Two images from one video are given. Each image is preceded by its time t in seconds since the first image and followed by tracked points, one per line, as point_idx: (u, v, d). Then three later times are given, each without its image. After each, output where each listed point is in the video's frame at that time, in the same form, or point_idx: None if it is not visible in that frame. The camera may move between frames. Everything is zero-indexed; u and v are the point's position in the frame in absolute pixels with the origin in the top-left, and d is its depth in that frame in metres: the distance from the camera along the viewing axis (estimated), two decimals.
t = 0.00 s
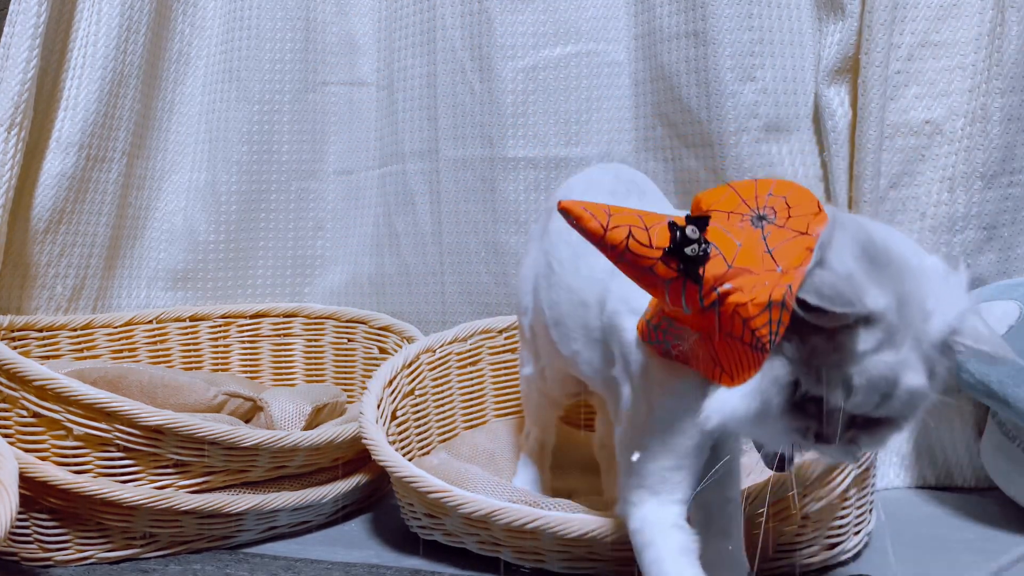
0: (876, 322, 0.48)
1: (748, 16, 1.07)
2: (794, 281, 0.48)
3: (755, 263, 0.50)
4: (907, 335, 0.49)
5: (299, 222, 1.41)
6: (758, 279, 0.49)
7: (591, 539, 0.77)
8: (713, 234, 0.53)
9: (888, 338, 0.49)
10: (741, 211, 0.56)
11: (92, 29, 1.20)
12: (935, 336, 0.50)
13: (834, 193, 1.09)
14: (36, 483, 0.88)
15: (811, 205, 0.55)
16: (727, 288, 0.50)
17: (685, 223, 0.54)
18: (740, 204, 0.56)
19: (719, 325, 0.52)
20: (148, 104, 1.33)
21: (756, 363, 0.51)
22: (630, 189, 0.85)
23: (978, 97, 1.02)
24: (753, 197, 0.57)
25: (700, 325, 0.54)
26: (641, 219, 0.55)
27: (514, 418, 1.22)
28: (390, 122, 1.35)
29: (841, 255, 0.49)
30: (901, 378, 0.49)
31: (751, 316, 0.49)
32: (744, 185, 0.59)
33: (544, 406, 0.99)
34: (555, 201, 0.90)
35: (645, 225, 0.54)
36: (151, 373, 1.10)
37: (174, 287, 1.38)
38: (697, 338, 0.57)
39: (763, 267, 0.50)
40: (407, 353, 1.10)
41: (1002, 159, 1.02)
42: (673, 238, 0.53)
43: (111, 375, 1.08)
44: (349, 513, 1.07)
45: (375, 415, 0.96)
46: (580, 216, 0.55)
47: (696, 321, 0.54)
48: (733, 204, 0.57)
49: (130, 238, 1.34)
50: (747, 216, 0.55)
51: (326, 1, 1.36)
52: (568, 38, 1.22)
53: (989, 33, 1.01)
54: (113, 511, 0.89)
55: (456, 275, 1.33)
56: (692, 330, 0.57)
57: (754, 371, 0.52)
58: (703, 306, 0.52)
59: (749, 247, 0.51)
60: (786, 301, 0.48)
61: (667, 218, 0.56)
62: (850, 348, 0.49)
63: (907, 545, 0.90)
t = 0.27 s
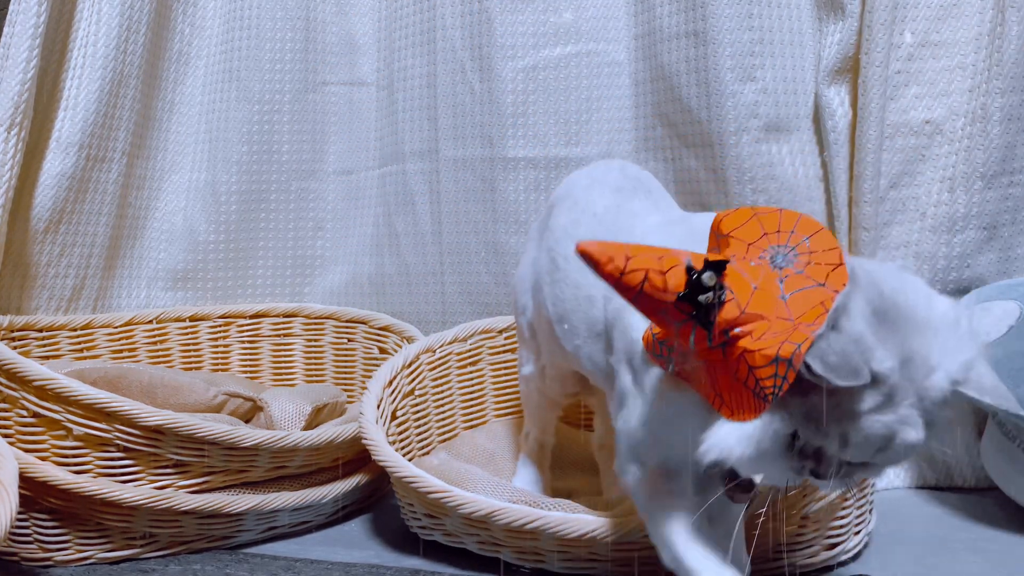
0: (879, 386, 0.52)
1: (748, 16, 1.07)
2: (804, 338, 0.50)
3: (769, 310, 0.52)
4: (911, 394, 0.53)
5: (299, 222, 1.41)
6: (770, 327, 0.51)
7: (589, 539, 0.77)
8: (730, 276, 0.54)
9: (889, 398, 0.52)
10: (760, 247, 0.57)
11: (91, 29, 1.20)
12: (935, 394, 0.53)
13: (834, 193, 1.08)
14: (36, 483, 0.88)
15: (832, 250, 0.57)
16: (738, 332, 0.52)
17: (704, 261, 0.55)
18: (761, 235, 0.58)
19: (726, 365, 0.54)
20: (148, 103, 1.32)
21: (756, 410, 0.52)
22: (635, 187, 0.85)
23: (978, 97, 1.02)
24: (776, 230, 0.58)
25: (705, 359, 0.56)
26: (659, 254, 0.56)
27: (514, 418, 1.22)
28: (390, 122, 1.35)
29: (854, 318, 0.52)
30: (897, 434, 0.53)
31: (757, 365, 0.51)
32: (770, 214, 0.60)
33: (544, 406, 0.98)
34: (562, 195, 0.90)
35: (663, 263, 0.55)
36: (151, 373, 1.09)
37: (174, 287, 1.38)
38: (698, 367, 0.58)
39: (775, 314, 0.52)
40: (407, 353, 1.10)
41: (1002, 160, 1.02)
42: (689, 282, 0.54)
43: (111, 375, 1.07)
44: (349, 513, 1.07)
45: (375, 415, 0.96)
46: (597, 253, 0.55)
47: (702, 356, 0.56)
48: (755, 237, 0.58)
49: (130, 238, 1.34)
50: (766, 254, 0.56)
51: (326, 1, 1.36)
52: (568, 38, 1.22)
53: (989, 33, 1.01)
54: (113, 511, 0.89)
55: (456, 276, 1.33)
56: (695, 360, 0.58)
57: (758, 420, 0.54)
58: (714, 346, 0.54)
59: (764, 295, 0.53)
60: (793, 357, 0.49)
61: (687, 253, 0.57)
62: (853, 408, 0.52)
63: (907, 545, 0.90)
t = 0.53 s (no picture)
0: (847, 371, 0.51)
1: (748, 16, 1.07)
2: (770, 334, 0.50)
3: (741, 308, 0.53)
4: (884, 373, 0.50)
5: (299, 222, 1.41)
6: (741, 324, 0.52)
7: (589, 539, 0.77)
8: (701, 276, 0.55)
9: (868, 392, 0.51)
10: (740, 248, 0.60)
11: (91, 29, 1.20)
12: (917, 389, 0.52)
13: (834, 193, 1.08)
14: (36, 483, 0.88)
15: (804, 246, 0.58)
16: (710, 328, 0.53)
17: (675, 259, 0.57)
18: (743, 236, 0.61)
19: (701, 361, 0.54)
20: (147, 103, 1.32)
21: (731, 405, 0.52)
22: (642, 188, 0.85)
23: (978, 98, 1.01)
24: (754, 231, 0.61)
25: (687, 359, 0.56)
26: (624, 253, 0.56)
27: (514, 418, 1.22)
28: (390, 121, 1.35)
29: (826, 310, 0.51)
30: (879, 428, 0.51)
31: (728, 362, 0.51)
32: (751, 216, 0.63)
33: (544, 406, 0.98)
34: (567, 195, 0.90)
35: (628, 261, 0.56)
36: (151, 373, 1.09)
37: (174, 287, 1.38)
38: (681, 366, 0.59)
39: (747, 312, 0.52)
40: (407, 353, 1.10)
41: (1002, 160, 1.02)
42: (656, 278, 0.54)
43: (111, 375, 1.07)
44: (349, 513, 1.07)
45: (375, 415, 0.96)
46: (560, 255, 0.55)
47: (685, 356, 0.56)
48: (734, 239, 0.61)
49: (130, 238, 1.34)
50: (743, 255, 0.58)
51: (325, 1, 1.36)
52: (568, 38, 1.22)
53: (989, 33, 1.01)
54: (113, 511, 0.89)
55: (456, 276, 1.33)
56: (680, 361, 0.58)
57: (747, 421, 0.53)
58: (689, 343, 0.55)
59: (734, 294, 0.54)
60: (761, 352, 0.49)
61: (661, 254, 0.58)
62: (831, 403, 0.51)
63: (907, 545, 0.90)
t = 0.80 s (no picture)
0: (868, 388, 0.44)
1: (748, 16, 1.07)
2: (806, 396, 0.44)
3: (775, 357, 0.47)
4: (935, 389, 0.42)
5: (299, 222, 1.41)
6: (775, 376, 0.46)
7: (590, 539, 0.77)
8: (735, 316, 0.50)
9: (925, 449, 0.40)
10: (774, 286, 0.50)
11: (91, 29, 1.20)
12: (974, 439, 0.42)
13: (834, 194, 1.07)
14: (36, 483, 0.88)
15: (850, 316, 0.47)
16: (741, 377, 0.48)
17: (709, 304, 0.53)
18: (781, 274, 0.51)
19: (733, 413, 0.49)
20: (148, 103, 1.32)
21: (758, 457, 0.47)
22: (651, 194, 0.82)
23: (978, 97, 1.02)
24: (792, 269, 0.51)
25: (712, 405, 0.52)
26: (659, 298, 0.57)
27: (514, 418, 1.22)
28: (390, 121, 1.35)
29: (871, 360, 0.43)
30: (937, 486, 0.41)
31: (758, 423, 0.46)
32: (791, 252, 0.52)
33: (545, 405, 0.98)
34: (576, 199, 0.89)
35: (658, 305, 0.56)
36: (151, 373, 1.09)
37: (174, 287, 1.38)
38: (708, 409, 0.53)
39: (784, 359, 0.46)
40: (407, 353, 1.10)
41: (1002, 159, 1.04)
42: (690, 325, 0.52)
43: (110, 374, 1.07)
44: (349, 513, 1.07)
45: (375, 414, 0.95)
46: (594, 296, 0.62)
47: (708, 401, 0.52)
48: (770, 271, 0.51)
49: (130, 238, 1.34)
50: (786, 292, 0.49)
51: (325, 1, 1.36)
52: (568, 38, 1.22)
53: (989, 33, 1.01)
54: (112, 512, 0.89)
55: (456, 276, 1.33)
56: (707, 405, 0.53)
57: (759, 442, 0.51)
58: (718, 396, 0.50)
59: (770, 337, 0.48)
60: (795, 416, 0.44)
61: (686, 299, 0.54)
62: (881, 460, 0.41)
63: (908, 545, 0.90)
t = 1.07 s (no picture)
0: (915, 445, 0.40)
1: (748, 16, 1.07)
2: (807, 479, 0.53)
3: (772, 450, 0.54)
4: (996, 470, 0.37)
5: (300, 222, 1.41)
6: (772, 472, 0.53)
7: (590, 538, 0.77)
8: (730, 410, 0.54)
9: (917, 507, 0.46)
10: (779, 363, 0.58)
11: (91, 29, 1.20)
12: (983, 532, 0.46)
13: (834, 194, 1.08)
14: (36, 483, 0.88)
15: (850, 375, 0.58)
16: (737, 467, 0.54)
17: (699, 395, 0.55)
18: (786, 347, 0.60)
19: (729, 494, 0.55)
20: (147, 103, 1.32)
21: (758, 538, 0.54)
22: (674, 213, 0.85)
23: (978, 98, 1.01)
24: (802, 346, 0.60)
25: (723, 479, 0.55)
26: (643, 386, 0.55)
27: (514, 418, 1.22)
28: (390, 121, 1.35)
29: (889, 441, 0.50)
30: None
31: (764, 504, 0.52)
32: (800, 322, 0.62)
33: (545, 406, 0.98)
34: (588, 210, 0.89)
35: (645, 388, 0.55)
36: (151, 373, 1.09)
37: (174, 287, 1.38)
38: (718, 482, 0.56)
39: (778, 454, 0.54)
40: (407, 353, 1.10)
41: (1002, 160, 1.02)
42: (684, 420, 0.54)
43: (110, 374, 1.07)
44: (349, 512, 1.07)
45: (374, 414, 0.96)
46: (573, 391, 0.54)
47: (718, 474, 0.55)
48: (774, 352, 0.59)
49: (130, 238, 1.34)
50: (784, 375, 0.58)
51: (326, 1, 1.36)
52: (568, 38, 1.22)
53: (989, 33, 1.00)
54: (113, 511, 0.89)
55: (456, 276, 1.33)
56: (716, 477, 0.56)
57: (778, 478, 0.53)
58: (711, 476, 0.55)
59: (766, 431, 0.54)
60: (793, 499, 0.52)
61: (688, 373, 0.56)
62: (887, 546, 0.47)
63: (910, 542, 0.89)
